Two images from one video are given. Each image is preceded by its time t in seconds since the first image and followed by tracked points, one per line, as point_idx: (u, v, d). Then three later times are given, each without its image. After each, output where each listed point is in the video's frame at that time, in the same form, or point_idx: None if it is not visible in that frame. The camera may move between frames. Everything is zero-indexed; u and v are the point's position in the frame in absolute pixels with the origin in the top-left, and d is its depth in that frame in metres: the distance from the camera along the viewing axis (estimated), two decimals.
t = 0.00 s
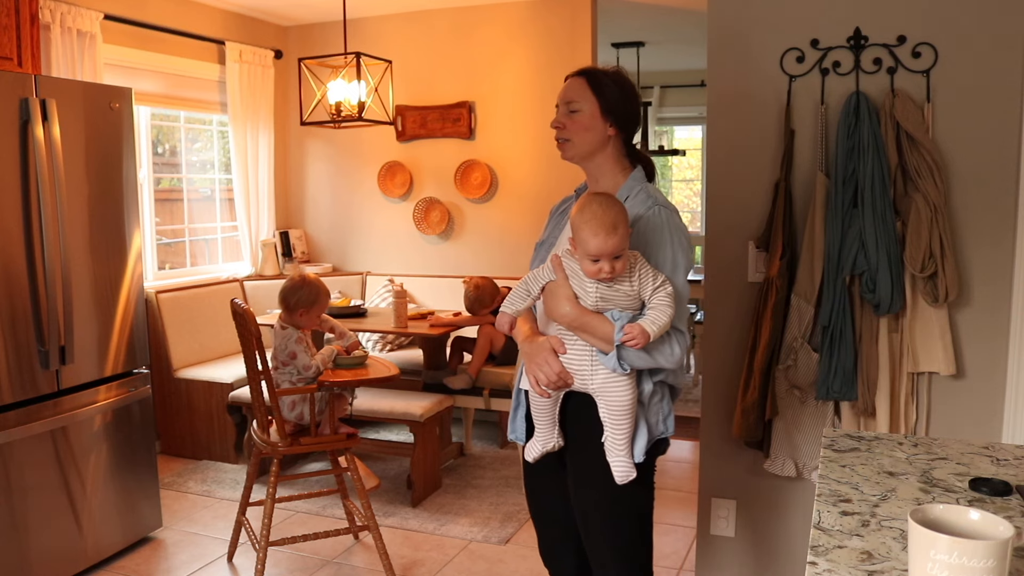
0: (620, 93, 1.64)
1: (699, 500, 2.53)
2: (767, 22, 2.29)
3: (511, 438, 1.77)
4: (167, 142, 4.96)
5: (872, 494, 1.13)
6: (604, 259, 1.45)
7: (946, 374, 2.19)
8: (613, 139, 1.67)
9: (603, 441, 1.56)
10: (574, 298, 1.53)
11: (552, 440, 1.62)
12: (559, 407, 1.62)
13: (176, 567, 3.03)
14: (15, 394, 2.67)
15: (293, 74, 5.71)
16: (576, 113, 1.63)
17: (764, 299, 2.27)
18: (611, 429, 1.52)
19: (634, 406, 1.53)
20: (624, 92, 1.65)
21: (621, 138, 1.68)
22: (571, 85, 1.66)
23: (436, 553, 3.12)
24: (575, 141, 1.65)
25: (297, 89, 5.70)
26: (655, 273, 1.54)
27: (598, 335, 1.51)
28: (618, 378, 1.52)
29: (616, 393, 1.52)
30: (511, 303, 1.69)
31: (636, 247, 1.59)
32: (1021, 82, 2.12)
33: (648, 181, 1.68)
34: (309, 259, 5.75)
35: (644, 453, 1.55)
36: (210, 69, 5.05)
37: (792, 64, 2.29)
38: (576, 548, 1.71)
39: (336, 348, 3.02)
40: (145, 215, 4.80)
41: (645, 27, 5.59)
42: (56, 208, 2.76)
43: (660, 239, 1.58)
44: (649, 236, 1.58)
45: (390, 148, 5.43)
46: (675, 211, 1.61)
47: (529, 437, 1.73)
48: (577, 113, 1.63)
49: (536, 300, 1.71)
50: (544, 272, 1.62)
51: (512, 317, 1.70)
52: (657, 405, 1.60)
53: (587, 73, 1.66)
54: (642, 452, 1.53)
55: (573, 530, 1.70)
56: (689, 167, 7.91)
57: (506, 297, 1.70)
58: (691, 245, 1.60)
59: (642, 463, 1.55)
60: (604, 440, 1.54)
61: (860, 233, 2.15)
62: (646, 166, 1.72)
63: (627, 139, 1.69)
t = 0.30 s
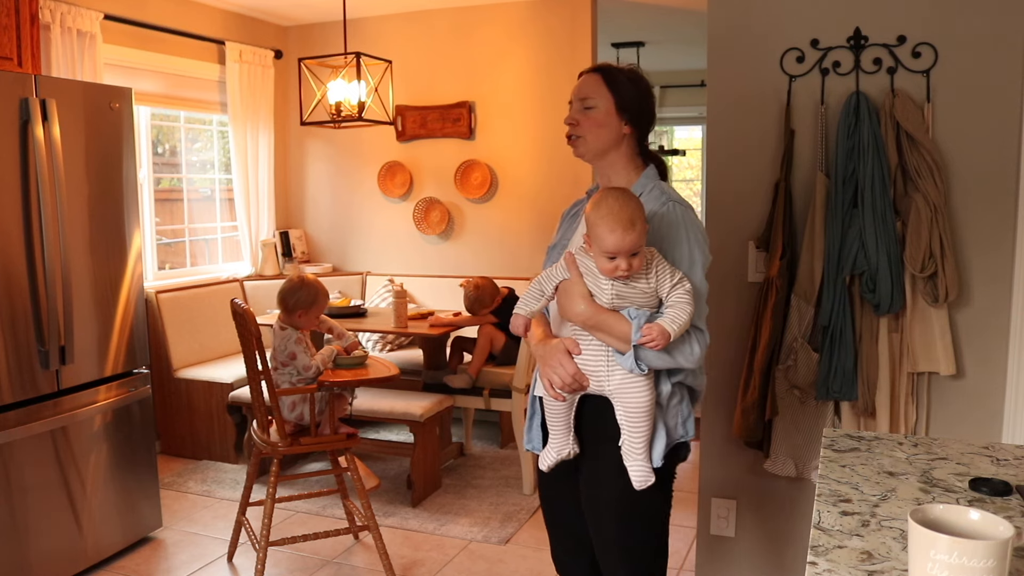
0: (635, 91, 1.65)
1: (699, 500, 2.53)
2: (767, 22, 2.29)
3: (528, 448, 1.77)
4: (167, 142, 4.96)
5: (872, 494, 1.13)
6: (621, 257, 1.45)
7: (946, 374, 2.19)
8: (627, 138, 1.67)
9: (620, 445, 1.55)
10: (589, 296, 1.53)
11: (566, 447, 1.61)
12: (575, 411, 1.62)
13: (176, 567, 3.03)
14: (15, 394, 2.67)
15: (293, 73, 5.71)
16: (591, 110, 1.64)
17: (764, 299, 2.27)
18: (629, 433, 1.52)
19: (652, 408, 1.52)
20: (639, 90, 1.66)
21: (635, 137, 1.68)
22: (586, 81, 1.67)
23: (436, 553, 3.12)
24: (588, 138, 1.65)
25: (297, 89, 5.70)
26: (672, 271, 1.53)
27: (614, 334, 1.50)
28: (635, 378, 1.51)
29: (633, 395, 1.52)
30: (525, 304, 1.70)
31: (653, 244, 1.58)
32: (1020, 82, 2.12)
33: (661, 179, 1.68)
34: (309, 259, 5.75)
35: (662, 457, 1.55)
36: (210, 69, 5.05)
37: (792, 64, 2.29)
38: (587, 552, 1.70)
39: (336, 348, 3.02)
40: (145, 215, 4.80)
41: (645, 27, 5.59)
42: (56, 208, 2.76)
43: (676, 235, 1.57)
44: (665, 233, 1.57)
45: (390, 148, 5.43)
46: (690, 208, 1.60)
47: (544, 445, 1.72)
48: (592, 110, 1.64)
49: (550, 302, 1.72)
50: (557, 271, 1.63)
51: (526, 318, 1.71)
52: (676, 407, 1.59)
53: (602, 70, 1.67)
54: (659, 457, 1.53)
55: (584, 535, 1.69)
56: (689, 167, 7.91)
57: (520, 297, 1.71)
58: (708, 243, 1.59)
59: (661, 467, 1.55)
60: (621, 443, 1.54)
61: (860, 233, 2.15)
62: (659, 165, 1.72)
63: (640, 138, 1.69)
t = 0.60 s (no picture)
0: (645, 92, 1.65)
1: (699, 500, 2.53)
2: (767, 22, 2.29)
3: (536, 457, 1.77)
4: (167, 142, 4.96)
5: (872, 494, 1.13)
6: (631, 254, 1.45)
7: (946, 374, 2.19)
8: (640, 140, 1.67)
9: (630, 451, 1.54)
10: (599, 296, 1.53)
11: (575, 454, 1.61)
12: (583, 417, 1.62)
13: (177, 567, 3.03)
14: (16, 394, 2.67)
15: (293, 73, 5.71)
16: (601, 113, 1.64)
17: (764, 299, 2.27)
18: (639, 439, 1.51)
19: (662, 413, 1.51)
20: (649, 92, 1.67)
21: (648, 139, 1.68)
22: (594, 85, 1.67)
23: (436, 553, 3.12)
24: (601, 143, 1.66)
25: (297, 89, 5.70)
26: (685, 271, 1.52)
27: (624, 334, 1.49)
28: (645, 381, 1.51)
29: (643, 399, 1.51)
30: (533, 304, 1.71)
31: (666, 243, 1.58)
32: (1020, 82, 2.12)
33: (676, 181, 1.67)
34: (309, 259, 5.75)
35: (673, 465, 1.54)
36: (210, 69, 5.05)
37: (792, 64, 2.29)
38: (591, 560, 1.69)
39: (336, 348, 3.02)
40: (145, 215, 4.80)
41: (645, 27, 5.58)
42: (56, 208, 2.76)
43: (690, 235, 1.56)
44: (678, 233, 1.57)
45: (390, 148, 5.43)
46: (704, 210, 1.59)
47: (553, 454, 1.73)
48: (603, 113, 1.64)
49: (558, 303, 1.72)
50: (566, 271, 1.64)
51: (534, 318, 1.71)
52: (688, 413, 1.59)
53: (610, 73, 1.67)
54: (671, 464, 1.52)
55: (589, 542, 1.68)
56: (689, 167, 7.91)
57: (528, 298, 1.72)
58: (723, 244, 1.58)
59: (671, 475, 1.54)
60: (631, 449, 1.53)
61: (860, 233, 2.16)
62: (673, 167, 1.72)
63: (653, 140, 1.69)
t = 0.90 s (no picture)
0: (653, 95, 1.65)
1: (698, 500, 2.53)
2: (767, 22, 2.29)
3: (537, 463, 1.76)
4: (167, 142, 4.96)
5: (872, 494, 1.13)
6: (637, 251, 1.45)
7: (946, 374, 2.19)
8: (648, 143, 1.68)
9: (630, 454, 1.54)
10: (601, 293, 1.53)
11: (573, 457, 1.61)
12: (583, 418, 1.62)
13: (176, 567, 3.03)
14: (15, 394, 2.67)
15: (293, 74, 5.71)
16: (610, 117, 1.64)
17: (764, 299, 2.27)
18: (638, 441, 1.51)
19: (663, 414, 1.51)
20: (656, 95, 1.67)
21: (656, 142, 1.69)
22: (602, 89, 1.66)
23: (436, 553, 3.12)
24: (610, 147, 1.66)
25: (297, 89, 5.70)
26: (689, 270, 1.52)
27: (625, 333, 1.49)
28: (646, 382, 1.51)
29: (644, 400, 1.51)
30: (536, 302, 1.70)
31: (670, 242, 1.57)
32: (1020, 82, 2.12)
33: (682, 184, 1.67)
34: (309, 259, 5.75)
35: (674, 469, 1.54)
36: (210, 69, 5.05)
37: (792, 64, 2.29)
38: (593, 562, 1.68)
39: (336, 348, 3.02)
40: (146, 215, 4.80)
41: (644, 27, 5.58)
42: (56, 208, 2.76)
43: (694, 236, 1.56)
44: (683, 233, 1.57)
45: (390, 148, 5.43)
46: (710, 211, 1.59)
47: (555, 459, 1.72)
48: (611, 117, 1.64)
49: (562, 301, 1.72)
50: (570, 268, 1.64)
51: (537, 316, 1.70)
52: (689, 417, 1.58)
53: (617, 76, 1.67)
54: (671, 468, 1.52)
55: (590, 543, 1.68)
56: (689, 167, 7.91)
57: (531, 296, 1.71)
58: (728, 246, 1.58)
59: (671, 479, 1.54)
60: (631, 452, 1.53)
61: (860, 233, 2.16)
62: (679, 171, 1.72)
63: (660, 144, 1.69)
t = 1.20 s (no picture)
0: (648, 95, 1.65)
1: (698, 500, 2.53)
2: (766, 22, 2.29)
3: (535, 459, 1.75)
4: (167, 142, 4.96)
5: (872, 494, 1.13)
6: (626, 250, 1.45)
7: (946, 374, 2.19)
8: (640, 141, 1.67)
9: (625, 450, 1.55)
10: (594, 291, 1.53)
11: (569, 453, 1.62)
12: (579, 415, 1.63)
13: (177, 567, 3.03)
14: (15, 394, 2.67)
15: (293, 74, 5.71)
16: (602, 116, 1.65)
17: (764, 299, 2.27)
18: (633, 437, 1.51)
19: (657, 411, 1.51)
20: (651, 94, 1.67)
21: (649, 141, 1.68)
22: (597, 88, 1.67)
23: (436, 553, 3.12)
24: (603, 146, 1.66)
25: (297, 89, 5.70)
26: (681, 268, 1.52)
27: (618, 330, 1.49)
28: (640, 379, 1.51)
29: (638, 397, 1.51)
30: (531, 301, 1.70)
31: (662, 241, 1.57)
32: (1020, 82, 2.12)
33: (676, 182, 1.67)
34: (309, 259, 5.75)
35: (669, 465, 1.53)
36: (210, 69, 5.05)
37: (792, 64, 2.29)
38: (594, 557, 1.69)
39: (336, 348, 3.01)
40: (146, 215, 4.79)
41: (645, 27, 5.58)
42: (56, 208, 2.76)
43: (687, 234, 1.56)
44: (676, 232, 1.57)
45: (390, 148, 5.43)
46: (703, 209, 1.59)
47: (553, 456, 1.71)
48: (603, 116, 1.65)
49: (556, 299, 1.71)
50: (564, 268, 1.63)
51: (532, 314, 1.70)
52: (683, 413, 1.58)
53: (612, 76, 1.68)
54: (665, 463, 1.52)
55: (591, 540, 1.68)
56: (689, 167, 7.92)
57: (526, 295, 1.71)
58: (721, 243, 1.58)
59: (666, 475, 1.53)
60: (626, 447, 1.53)
61: (860, 233, 2.16)
62: (675, 169, 1.72)
63: (655, 143, 1.70)
